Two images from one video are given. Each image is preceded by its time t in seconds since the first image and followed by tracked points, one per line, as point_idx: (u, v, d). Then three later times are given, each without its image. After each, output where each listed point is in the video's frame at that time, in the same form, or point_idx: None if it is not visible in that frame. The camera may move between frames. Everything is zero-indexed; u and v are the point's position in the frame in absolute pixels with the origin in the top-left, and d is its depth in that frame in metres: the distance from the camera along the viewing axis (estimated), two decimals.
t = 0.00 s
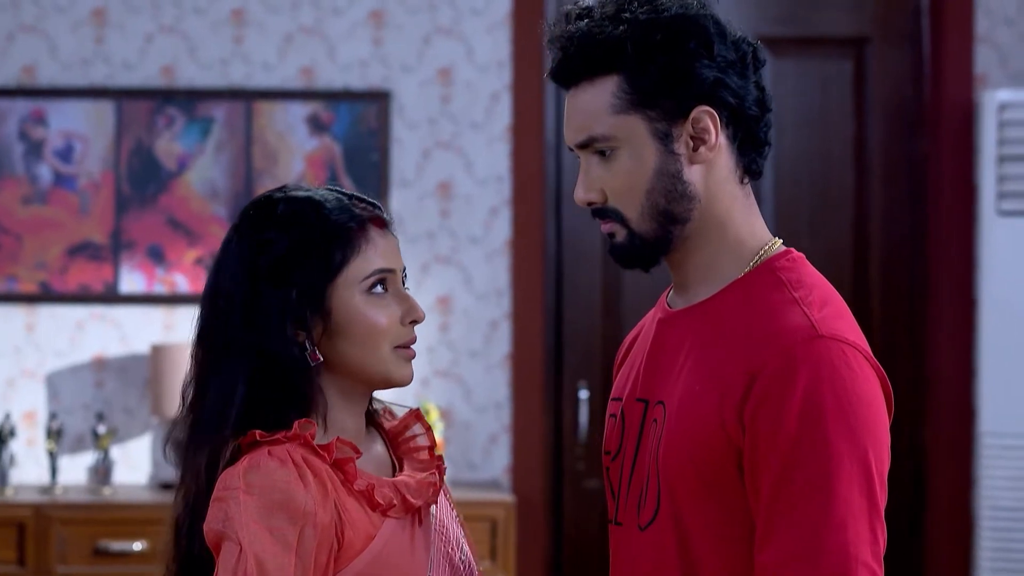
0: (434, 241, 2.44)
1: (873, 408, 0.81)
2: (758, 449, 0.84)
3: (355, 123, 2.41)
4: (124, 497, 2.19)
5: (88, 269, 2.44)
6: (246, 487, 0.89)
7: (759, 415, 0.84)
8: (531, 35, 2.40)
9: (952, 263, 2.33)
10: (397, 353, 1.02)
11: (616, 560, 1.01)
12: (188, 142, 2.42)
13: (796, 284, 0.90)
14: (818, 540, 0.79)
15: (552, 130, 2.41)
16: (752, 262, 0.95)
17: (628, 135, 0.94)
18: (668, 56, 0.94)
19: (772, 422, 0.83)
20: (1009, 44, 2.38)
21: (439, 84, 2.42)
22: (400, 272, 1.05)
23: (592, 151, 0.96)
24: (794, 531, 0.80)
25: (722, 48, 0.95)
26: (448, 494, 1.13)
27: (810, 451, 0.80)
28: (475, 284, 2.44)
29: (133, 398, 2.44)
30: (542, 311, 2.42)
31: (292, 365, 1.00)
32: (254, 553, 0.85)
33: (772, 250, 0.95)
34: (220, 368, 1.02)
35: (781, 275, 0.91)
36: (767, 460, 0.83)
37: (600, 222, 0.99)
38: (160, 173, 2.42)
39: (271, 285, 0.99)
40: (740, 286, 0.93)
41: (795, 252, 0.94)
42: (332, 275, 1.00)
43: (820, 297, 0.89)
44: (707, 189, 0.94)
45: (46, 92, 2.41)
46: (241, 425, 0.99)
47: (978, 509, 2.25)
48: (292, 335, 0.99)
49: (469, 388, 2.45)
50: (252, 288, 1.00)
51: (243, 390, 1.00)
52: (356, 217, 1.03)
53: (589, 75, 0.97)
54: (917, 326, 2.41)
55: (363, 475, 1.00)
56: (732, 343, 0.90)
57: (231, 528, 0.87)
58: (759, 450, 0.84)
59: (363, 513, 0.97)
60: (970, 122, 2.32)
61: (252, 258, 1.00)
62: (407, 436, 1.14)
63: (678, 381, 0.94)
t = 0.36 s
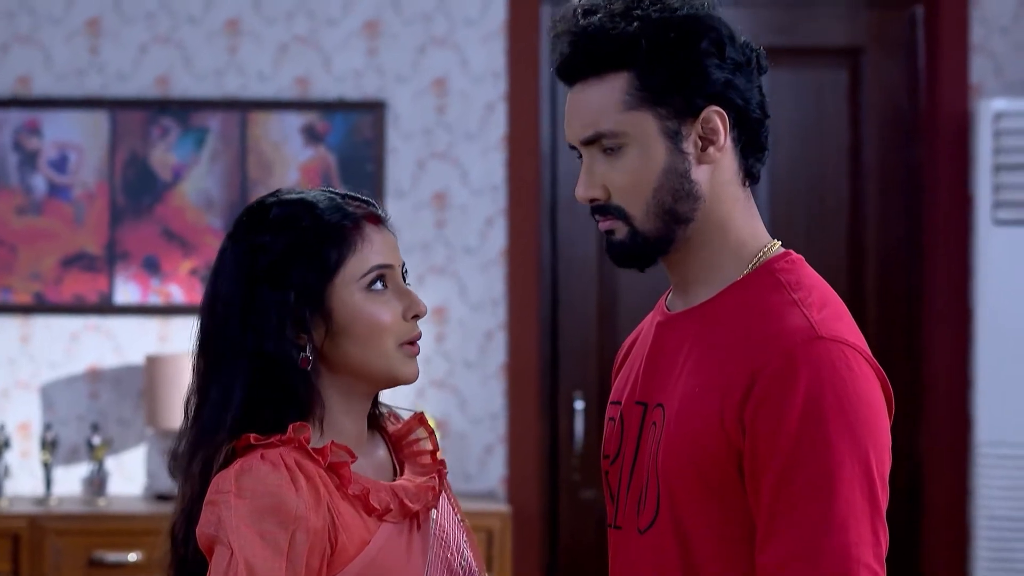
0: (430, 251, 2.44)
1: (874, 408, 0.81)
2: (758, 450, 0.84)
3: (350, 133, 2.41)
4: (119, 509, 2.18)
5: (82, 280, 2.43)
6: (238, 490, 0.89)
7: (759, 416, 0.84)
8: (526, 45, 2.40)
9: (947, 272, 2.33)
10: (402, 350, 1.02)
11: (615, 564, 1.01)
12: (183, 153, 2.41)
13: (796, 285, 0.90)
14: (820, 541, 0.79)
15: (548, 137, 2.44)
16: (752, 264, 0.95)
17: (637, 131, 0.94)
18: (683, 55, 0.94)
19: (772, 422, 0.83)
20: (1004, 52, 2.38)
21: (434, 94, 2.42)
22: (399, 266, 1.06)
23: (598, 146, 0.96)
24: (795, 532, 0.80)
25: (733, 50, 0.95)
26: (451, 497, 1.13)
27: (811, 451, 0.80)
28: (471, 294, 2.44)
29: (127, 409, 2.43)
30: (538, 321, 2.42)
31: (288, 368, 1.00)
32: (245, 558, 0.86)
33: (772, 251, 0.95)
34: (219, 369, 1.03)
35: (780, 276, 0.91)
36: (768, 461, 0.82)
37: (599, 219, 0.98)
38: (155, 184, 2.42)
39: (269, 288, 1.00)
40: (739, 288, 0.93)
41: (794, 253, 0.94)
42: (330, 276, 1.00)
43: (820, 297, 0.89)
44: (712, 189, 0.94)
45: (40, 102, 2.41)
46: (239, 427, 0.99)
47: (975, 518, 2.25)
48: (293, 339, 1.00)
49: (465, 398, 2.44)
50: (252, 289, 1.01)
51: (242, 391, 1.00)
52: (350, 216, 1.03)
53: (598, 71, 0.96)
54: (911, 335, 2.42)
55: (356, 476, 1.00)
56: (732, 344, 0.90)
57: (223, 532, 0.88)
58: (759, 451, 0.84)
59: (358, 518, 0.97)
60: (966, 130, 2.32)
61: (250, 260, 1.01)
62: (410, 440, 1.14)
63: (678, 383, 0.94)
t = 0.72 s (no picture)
0: (425, 255, 2.43)
1: (873, 404, 0.82)
2: (758, 447, 0.84)
3: (345, 137, 2.41)
4: (113, 513, 2.17)
5: (77, 284, 2.43)
6: (228, 493, 0.90)
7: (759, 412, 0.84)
8: (522, 49, 2.40)
9: (942, 275, 2.34)
10: (392, 353, 1.02)
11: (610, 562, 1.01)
12: (178, 157, 2.41)
13: (795, 281, 0.91)
14: (819, 538, 0.79)
15: (542, 144, 2.44)
16: (751, 258, 0.95)
17: (661, 119, 0.93)
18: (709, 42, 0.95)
19: (772, 418, 0.83)
20: (999, 57, 2.39)
21: (430, 98, 2.42)
22: (394, 269, 1.05)
23: (617, 132, 0.94)
24: (795, 529, 0.80)
25: (751, 48, 0.97)
26: (451, 495, 1.13)
27: (811, 448, 0.80)
28: (466, 298, 2.44)
29: (122, 413, 2.42)
30: (533, 326, 2.42)
31: (280, 368, 1.00)
32: (235, 560, 0.86)
33: (770, 248, 0.96)
34: (212, 366, 1.04)
35: (779, 272, 0.92)
36: (767, 457, 0.83)
37: (607, 207, 0.96)
38: (150, 188, 2.41)
39: (262, 284, 1.01)
40: (738, 284, 0.93)
41: (792, 249, 0.95)
42: (320, 277, 1.01)
43: (819, 293, 0.90)
44: (724, 183, 0.95)
45: (35, 106, 2.40)
46: (229, 426, 1.00)
47: (971, 522, 2.25)
48: (281, 337, 1.00)
49: (460, 403, 2.44)
50: (241, 286, 1.02)
51: (231, 390, 1.01)
52: (348, 216, 1.03)
53: (629, 54, 0.94)
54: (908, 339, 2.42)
55: (351, 476, 1.00)
56: (732, 340, 0.90)
57: (214, 535, 0.88)
58: (757, 447, 0.84)
59: (353, 519, 0.97)
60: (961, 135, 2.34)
61: (244, 257, 1.02)
62: (411, 438, 1.13)
63: (676, 379, 0.94)
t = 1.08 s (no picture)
0: (423, 261, 2.43)
1: (878, 404, 0.82)
2: (763, 445, 0.85)
3: (343, 144, 2.41)
4: (111, 519, 2.17)
5: (74, 291, 2.42)
6: (216, 492, 0.91)
7: (765, 411, 0.85)
8: (518, 54, 2.40)
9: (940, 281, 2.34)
10: (390, 353, 1.02)
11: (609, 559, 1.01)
12: (175, 163, 2.41)
13: (800, 279, 0.91)
14: (823, 539, 0.80)
15: (540, 151, 2.45)
16: (755, 257, 0.96)
17: (680, 113, 0.93)
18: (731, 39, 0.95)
19: (777, 417, 0.83)
20: (996, 63, 2.38)
21: (427, 104, 2.42)
22: (390, 264, 1.05)
23: (634, 124, 0.93)
24: (798, 529, 0.81)
25: (765, 48, 0.99)
26: (450, 497, 1.12)
27: (815, 448, 0.81)
28: (464, 304, 2.43)
29: (119, 420, 2.42)
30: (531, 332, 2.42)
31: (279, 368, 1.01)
32: (222, 561, 0.87)
33: (773, 247, 0.97)
34: (207, 368, 1.04)
35: (784, 270, 0.92)
36: (772, 456, 0.83)
37: (617, 200, 0.95)
38: (147, 194, 2.41)
39: (256, 285, 1.01)
40: (742, 282, 0.94)
41: (797, 248, 0.95)
42: (317, 275, 1.01)
43: (824, 292, 0.90)
44: (734, 180, 0.95)
45: (32, 113, 2.40)
46: (219, 427, 1.00)
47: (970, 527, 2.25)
48: (280, 337, 1.01)
49: (458, 410, 2.43)
50: (236, 286, 1.02)
51: (226, 393, 1.01)
52: (341, 212, 1.03)
53: (650, 47, 0.94)
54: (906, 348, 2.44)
55: (342, 475, 1.01)
56: (737, 339, 0.90)
57: (202, 535, 0.89)
58: (763, 446, 0.85)
59: (345, 519, 0.97)
60: (959, 140, 2.33)
61: (236, 258, 1.02)
62: (409, 441, 1.13)
63: (680, 377, 0.95)
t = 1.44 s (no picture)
0: (419, 269, 2.43)
1: (886, 404, 0.84)
2: (770, 444, 0.86)
3: (339, 151, 2.41)
4: (107, 526, 2.16)
5: (70, 298, 2.42)
6: (212, 487, 0.91)
7: (773, 410, 0.86)
8: (515, 61, 2.40)
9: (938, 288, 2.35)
10: (392, 343, 1.03)
11: (610, 554, 1.03)
12: (171, 170, 2.41)
13: (809, 279, 0.93)
14: (831, 538, 0.82)
15: (536, 159, 2.45)
16: (764, 254, 0.97)
17: (698, 108, 0.94)
18: (749, 37, 0.96)
19: (786, 417, 0.85)
20: (992, 70, 2.40)
21: (423, 112, 2.43)
22: (386, 257, 1.06)
23: (652, 117, 0.94)
24: (805, 528, 0.83)
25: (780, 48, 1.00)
26: (445, 499, 1.12)
27: (824, 448, 0.82)
28: (460, 312, 2.43)
29: (115, 428, 2.41)
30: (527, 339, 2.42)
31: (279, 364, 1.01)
32: (219, 557, 0.87)
33: (782, 244, 0.98)
34: (203, 366, 1.04)
35: (791, 269, 0.94)
36: (781, 455, 0.85)
37: (629, 192, 0.95)
38: (143, 202, 2.41)
39: (252, 284, 1.01)
40: (748, 280, 0.95)
41: (804, 247, 0.97)
42: (314, 272, 1.01)
43: (832, 292, 0.92)
44: (746, 178, 0.97)
45: (28, 120, 2.40)
46: (215, 426, 1.00)
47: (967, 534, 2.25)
48: (279, 335, 1.01)
49: (454, 417, 2.43)
50: (232, 287, 1.02)
51: (225, 390, 1.01)
52: (335, 207, 1.04)
53: (670, 41, 0.94)
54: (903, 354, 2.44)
55: (339, 473, 1.01)
56: (745, 338, 0.92)
57: (198, 531, 0.89)
58: (771, 445, 0.86)
59: (342, 518, 0.97)
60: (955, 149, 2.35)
61: (231, 258, 1.02)
62: (405, 442, 1.13)
63: (687, 375, 0.96)
